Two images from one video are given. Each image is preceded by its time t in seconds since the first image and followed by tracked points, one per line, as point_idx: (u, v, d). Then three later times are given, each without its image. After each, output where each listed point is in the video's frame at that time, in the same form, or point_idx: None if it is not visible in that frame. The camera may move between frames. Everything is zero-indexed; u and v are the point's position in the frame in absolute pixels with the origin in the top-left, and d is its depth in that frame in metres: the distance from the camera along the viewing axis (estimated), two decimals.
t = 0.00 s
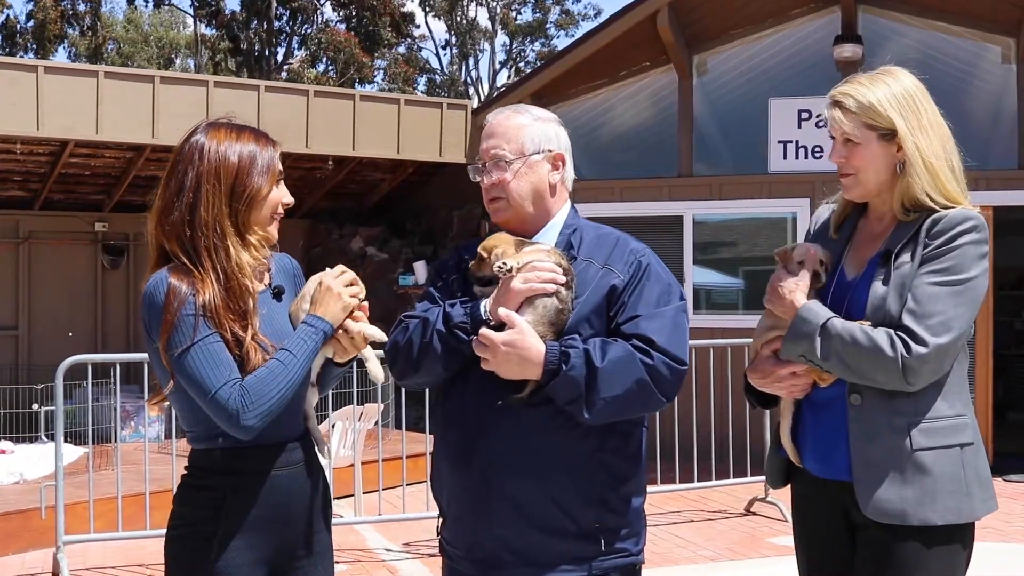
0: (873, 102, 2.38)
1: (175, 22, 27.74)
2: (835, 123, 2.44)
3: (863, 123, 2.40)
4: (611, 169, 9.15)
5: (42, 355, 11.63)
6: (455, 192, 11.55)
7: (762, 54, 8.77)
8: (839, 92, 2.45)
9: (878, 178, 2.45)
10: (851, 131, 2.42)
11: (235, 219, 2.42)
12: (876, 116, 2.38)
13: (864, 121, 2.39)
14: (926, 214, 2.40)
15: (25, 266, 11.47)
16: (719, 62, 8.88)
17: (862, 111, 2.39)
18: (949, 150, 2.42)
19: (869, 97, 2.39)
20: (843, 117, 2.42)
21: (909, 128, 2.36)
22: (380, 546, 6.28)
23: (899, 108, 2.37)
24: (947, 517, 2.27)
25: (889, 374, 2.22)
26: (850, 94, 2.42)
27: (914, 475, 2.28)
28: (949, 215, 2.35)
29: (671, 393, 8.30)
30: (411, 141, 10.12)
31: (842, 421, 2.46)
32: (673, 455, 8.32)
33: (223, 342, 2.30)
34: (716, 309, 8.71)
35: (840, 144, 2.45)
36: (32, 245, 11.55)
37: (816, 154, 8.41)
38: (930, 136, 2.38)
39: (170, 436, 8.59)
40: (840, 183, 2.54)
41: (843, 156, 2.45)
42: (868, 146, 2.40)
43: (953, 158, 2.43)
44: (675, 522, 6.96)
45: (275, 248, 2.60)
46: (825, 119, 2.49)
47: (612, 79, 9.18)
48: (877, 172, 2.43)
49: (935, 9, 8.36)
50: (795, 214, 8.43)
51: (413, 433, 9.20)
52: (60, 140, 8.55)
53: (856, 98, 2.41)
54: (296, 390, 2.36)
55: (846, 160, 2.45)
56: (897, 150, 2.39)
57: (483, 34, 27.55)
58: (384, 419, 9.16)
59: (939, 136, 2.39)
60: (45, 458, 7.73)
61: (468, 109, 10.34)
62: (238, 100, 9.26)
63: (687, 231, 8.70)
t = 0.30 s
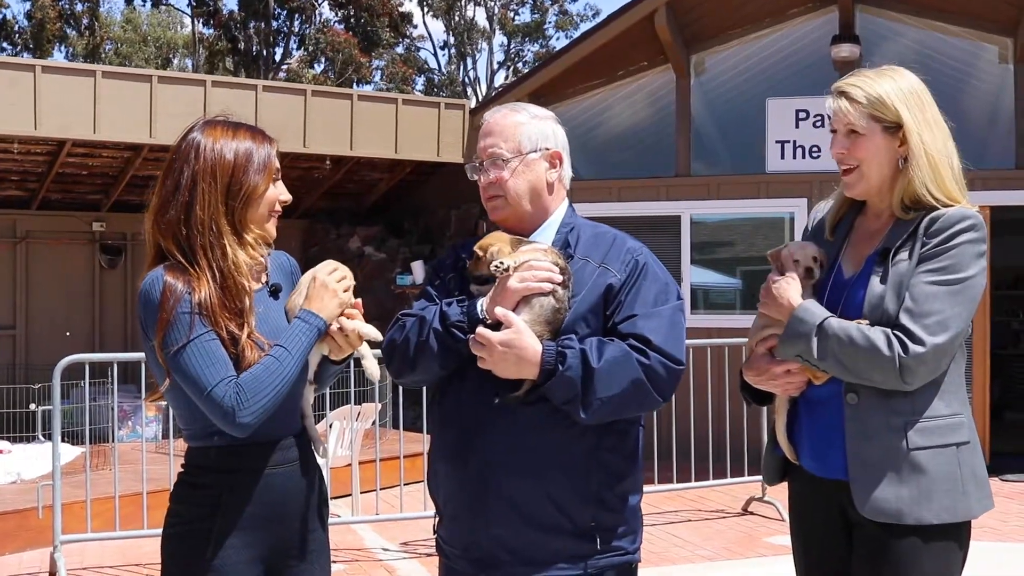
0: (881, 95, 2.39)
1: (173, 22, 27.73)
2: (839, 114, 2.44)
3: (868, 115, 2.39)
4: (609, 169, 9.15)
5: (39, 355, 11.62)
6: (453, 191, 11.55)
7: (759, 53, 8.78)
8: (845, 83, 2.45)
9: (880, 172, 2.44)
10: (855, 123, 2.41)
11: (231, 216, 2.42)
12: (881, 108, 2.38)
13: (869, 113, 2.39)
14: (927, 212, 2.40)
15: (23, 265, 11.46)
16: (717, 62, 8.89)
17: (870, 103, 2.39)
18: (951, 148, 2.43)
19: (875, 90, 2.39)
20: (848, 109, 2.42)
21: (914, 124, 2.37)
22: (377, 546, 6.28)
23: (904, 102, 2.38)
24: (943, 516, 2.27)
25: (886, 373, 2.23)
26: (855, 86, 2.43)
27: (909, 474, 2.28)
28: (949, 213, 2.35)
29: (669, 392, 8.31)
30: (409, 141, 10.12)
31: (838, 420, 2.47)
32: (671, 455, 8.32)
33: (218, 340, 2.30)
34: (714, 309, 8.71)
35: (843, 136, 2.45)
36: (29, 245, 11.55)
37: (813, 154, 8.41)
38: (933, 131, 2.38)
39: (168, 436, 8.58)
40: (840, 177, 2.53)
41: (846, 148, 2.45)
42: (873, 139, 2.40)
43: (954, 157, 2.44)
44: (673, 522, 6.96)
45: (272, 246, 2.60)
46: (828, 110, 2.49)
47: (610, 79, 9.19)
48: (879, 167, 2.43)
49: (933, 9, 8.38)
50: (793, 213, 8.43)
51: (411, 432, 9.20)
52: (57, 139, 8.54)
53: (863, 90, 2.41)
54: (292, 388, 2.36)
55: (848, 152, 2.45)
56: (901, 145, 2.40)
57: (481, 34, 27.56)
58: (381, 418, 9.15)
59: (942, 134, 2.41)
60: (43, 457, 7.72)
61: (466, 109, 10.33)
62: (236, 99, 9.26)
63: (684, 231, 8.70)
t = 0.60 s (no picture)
0: (878, 95, 2.41)
1: (170, 24, 27.71)
2: (836, 114, 2.46)
3: (864, 115, 2.41)
4: (605, 171, 9.17)
5: (36, 357, 11.61)
6: (450, 193, 11.56)
7: (756, 55, 8.81)
8: (842, 84, 2.47)
9: (876, 172, 2.46)
10: (851, 123, 2.43)
11: (226, 218, 2.43)
12: (877, 108, 2.40)
13: (865, 113, 2.41)
14: (923, 215, 2.42)
15: (20, 267, 11.45)
16: (714, 64, 8.91)
17: (866, 104, 2.41)
18: (947, 150, 2.44)
19: (872, 90, 2.41)
20: (844, 108, 2.44)
21: (910, 123, 2.38)
22: (374, 547, 6.28)
23: (900, 103, 2.40)
24: (939, 518, 2.27)
25: (881, 375, 2.24)
26: (852, 86, 2.45)
27: (905, 477, 2.29)
28: (945, 216, 2.36)
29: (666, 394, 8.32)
30: (406, 142, 10.13)
31: (833, 422, 2.48)
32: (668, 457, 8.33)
33: (215, 342, 2.31)
34: (711, 311, 8.72)
35: (839, 135, 2.47)
36: (27, 247, 11.55)
37: (810, 156, 8.42)
38: (929, 132, 2.40)
39: (165, 438, 8.58)
40: (835, 177, 2.55)
41: (841, 147, 2.47)
42: (869, 139, 2.42)
43: (950, 159, 2.46)
44: (670, 523, 6.97)
45: (267, 247, 2.61)
46: (825, 111, 2.51)
47: (607, 81, 9.21)
48: (875, 167, 2.45)
49: (929, 11, 8.40)
50: (790, 215, 8.45)
51: (408, 434, 9.20)
52: (55, 141, 8.54)
53: (860, 91, 2.43)
54: (287, 389, 2.37)
55: (844, 152, 2.47)
56: (897, 144, 2.41)
57: (479, 35, 27.60)
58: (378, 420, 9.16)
59: (937, 135, 2.42)
60: (40, 459, 7.73)
61: (463, 111, 10.34)
62: (233, 101, 9.27)
63: (681, 233, 8.71)
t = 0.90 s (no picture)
0: (865, 96, 2.43)
1: (169, 24, 27.68)
2: (826, 115, 2.50)
3: (853, 115, 2.44)
4: (603, 172, 9.19)
5: (34, 357, 11.62)
6: (448, 193, 11.58)
7: (753, 55, 8.83)
8: (832, 86, 2.50)
9: (866, 173, 2.48)
10: (840, 123, 2.46)
11: (228, 219, 2.44)
12: (866, 109, 2.42)
13: (854, 114, 2.44)
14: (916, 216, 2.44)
15: (18, 267, 11.46)
16: (712, 64, 8.92)
17: (854, 104, 2.44)
18: (938, 151, 2.46)
19: (862, 91, 2.44)
20: (834, 109, 2.47)
21: (897, 123, 2.40)
22: (373, 547, 6.30)
23: (889, 104, 2.42)
24: (934, 518, 2.29)
25: (877, 375, 2.25)
26: (843, 87, 2.47)
27: (901, 477, 2.30)
28: (937, 218, 2.38)
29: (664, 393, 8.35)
30: (405, 143, 10.14)
31: (828, 421, 2.50)
32: (665, 456, 8.36)
33: (217, 342, 2.32)
34: (709, 311, 8.72)
35: (829, 136, 2.49)
36: (25, 247, 11.55)
37: (808, 156, 8.44)
38: (918, 133, 2.42)
39: (164, 438, 8.59)
40: (825, 177, 2.57)
41: (831, 147, 2.49)
42: (857, 139, 2.44)
43: (942, 159, 2.47)
44: (667, 523, 7.00)
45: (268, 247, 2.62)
46: (817, 112, 2.54)
47: (605, 81, 9.22)
48: (864, 168, 2.46)
49: (926, 11, 8.42)
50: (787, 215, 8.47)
51: (406, 434, 9.21)
52: (53, 141, 8.55)
53: (849, 92, 2.46)
54: (287, 388, 2.38)
55: (834, 152, 2.49)
56: (885, 144, 2.43)
57: (477, 35, 27.62)
58: (377, 420, 9.17)
59: (928, 136, 2.43)
60: (39, 459, 7.73)
61: (461, 110, 10.33)
62: (232, 101, 9.28)
63: (679, 233, 8.73)
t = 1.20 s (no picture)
0: (847, 99, 2.45)
1: (166, 24, 27.68)
2: (810, 118, 2.52)
3: (835, 118, 2.46)
4: (600, 172, 9.21)
5: (31, 357, 11.63)
6: (445, 193, 11.58)
7: (750, 55, 8.85)
8: (818, 88, 2.52)
9: (851, 175, 2.49)
10: (824, 127, 2.48)
11: (229, 221, 2.45)
12: (847, 112, 2.44)
13: (835, 117, 2.46)
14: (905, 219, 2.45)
15: (15, 267, 11.46)
16: (708, 64, 8.95)
17: (836, 107, 2.46)
18: (922, 152, 2.46)
19: (844, 95, 2.46)
20: (818, 113, 2.50)
21: (878, 125, 2.41)
22: (369, 546, 6.31)
23: (871, 107, 2.43)
24: (926, 518, 2.30)
25: (867, 377, 2.26)
26: (827, 91, 2.49)
27: (892, 478, 2.31)
28: (925, 220, 2.39)
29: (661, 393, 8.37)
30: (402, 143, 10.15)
31: (820, 421, 2.51)
32: (662, 456, 8.38)
33: (216, 344, 2.33)
34: (707, 310, 8.74)
35: (814, 138, 2.52)
36: (22, 247, 11.55)
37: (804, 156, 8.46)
38: (899, 134, 2.43)
39: (161, 437, 8.60)
40: (814, 180, 2.59)
41: (816, 151, 2.52)
42: (839, 141, 2.47)
43: (927, 159, 2.47)
44: (664, 522, 7.01)
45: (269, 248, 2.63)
46: (803, 115, 2.56)
47: (602, 81, 9.22)
48: (848, 170, 2.48)
49: (922, 12, 8.44)
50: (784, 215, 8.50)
51: (404, 434, 9.23)
52: (50, 141, 8.55)
53: (832, 94, 2.48)
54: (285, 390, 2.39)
55: (819, 156, 2.51)
56: (867, 146, 2.44)
57: (474, 35, 27.62)
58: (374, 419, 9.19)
59: (911, 137, 2.44)
60: (36, 459, 7.74)
61: (458, 110, 10.31)
62: (229, 100, 9.28)
63: (676, 233, 8.75)
